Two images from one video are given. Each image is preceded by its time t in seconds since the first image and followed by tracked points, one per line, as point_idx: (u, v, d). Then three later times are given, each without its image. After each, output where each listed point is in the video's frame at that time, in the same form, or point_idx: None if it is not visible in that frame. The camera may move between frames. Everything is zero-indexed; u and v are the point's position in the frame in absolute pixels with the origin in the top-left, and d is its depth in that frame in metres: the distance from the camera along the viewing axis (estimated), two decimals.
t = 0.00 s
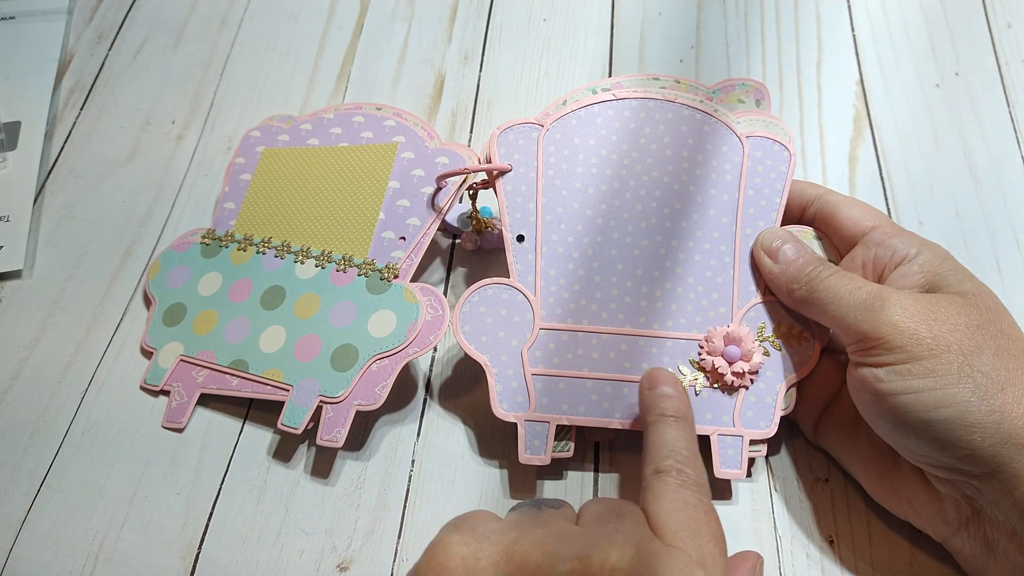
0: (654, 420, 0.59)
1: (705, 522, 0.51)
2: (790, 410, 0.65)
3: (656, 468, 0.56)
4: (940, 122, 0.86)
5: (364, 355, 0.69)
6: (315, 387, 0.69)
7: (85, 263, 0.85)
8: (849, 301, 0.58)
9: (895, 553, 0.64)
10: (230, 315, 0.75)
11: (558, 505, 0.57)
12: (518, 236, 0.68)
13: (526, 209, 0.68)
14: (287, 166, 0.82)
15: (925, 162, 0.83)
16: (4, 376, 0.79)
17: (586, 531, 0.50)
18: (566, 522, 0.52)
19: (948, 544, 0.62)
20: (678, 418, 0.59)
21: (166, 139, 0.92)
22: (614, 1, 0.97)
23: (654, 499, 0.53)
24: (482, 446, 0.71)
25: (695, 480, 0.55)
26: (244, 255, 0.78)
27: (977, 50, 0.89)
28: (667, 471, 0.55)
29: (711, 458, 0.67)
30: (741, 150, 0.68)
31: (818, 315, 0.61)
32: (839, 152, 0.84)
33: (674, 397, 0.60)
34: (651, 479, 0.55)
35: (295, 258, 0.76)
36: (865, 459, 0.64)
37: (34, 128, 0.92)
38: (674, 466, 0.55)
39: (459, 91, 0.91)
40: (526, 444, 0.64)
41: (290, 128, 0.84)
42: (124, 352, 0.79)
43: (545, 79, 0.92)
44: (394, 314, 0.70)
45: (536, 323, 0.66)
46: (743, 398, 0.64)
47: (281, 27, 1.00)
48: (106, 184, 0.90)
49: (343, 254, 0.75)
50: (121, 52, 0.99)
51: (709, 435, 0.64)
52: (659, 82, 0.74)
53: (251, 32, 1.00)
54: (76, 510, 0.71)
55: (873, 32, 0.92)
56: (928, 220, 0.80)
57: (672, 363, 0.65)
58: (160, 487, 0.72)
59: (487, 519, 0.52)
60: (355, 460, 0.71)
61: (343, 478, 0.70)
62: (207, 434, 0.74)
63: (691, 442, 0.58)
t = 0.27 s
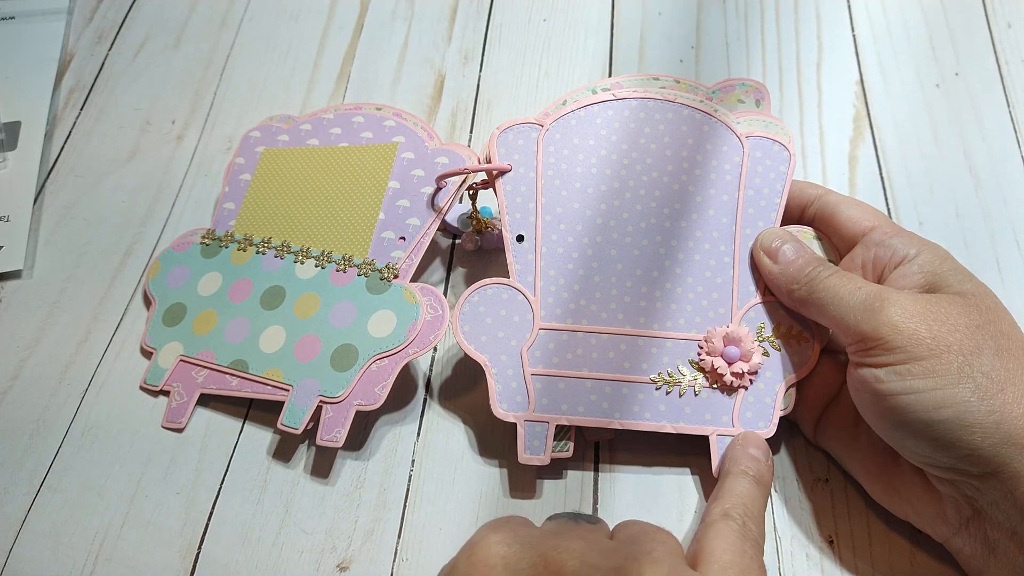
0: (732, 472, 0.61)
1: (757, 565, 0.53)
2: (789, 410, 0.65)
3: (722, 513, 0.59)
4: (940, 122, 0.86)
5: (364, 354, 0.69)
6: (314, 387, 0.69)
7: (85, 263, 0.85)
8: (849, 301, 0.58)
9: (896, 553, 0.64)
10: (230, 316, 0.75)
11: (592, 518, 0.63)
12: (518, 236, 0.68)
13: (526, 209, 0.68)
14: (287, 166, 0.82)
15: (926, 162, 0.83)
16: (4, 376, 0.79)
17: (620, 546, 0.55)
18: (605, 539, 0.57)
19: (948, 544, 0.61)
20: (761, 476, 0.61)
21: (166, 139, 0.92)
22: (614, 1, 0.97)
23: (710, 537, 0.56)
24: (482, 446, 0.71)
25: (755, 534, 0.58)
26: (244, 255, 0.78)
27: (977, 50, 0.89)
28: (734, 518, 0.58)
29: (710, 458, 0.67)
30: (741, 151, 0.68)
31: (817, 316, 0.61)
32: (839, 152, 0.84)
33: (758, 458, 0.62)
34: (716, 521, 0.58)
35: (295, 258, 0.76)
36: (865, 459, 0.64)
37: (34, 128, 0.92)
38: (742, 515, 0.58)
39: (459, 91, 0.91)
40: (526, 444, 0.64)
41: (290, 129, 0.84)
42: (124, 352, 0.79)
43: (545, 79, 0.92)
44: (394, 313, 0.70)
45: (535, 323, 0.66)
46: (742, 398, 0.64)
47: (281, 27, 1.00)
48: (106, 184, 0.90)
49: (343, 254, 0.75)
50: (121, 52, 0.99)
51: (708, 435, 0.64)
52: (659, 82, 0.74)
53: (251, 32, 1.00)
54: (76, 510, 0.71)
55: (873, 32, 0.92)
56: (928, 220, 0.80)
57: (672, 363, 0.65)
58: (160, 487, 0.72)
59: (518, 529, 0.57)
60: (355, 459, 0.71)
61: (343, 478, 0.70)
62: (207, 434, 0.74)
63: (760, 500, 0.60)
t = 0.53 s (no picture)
0: (639, 459, 0.61)
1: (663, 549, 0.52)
2: (788, 410, 0.65)
3: (631, 503, 0.58)
4: (940, 122, 0.86)
5: (364, 354, 0.69)
6: (314, 386, 0.69)
7: (85, 263, 0.85)
8: (848, 302, 0.58)
9: (896, 553, 0.64)
10: (230, 316, 0.75)
11: (516, 519, 0.62)
12: (517, 235, 0.68)
13: (526, 208, 0.68)
14: (287, 166, 0.82)
15: (926, 162, 0.83)
16: (4, 376, 0.79)
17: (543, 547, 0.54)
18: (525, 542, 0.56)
19: (948, 544, 0.61)
20: (664, 460, 0.61)
21: (166, 139, 0.92)
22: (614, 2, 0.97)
23: (621, 527, 0.55)
24: (482, 446, 0.71)
25: (665, 520, 0.57)
26: (244, 255, 0.78)
27: (977, 50, 0.89)
28: (640, 506, 0.57)
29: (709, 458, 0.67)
30: (741, 151, 0.68)
31: (817, 316, 0.61)
32: (839, 152, 0.84)
33: (663, 441, 0.62)
34: (625, 511, 0.57)
35: (295, 258, 0.76)
36: (865, 459, 0.64)
37: (34, 127, 0.92)
38: (648, 502, 0.58)
39: (459, 91, 0.91)
40: (524, 443, 0.64)
41: (290, 129, 0.85)
42: (124, 352, 0.79)
43: (546, 79, 0.92)
44: (394, 312, 0.70)
45: (534, 323, 0.66)
46: (741, 398, 0.64)
47: (281, 27, 1.00)
48: (106, 184, 0.90)
49: (343, 254, 0.75)
50: (121, 52, 0.99)
51: (707, 435, 0.64)
52: (660, 82, 0.74)
53: (251, 32, 1.00)
54: (76, 510, 0.71)
55: (873, 32, 0.92)
56: (928, 220, 0.80)
57: (670, 363, 0.65)
58: (160, 487, 0.72)
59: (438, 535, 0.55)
60: (355, 459, 0.71)
61: (343, 478, 0.70)
62: (207, 434, 0.74)
63: (669, 485, 0.60)
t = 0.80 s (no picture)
0: (534, 455, 0.62)
1: (554, 552, 0.55)
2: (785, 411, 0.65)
3: (520, 502, 0.60)
4: (940, 122, 0.86)
5: (363, 353, 0.69)
6: (313, 385, 0.69)
7: (85, 263, 0.85)
8: (847, 303, 0.58)
9: (896, 553, 0.64)
10: (230, 316, 0.75)
11: (412, 532, 0.59)
12: (516, 235, 0.68)
13: (526, 208, 0.68)
14: (287, 166, 0.82)
15: (926, 162, 0.83)
16: (4, 376, 0.79)
17: (432, 562, 0.52)
18: (417, 556, 0.54)
19: (948, 544, 0.62)
20: (560, 455, 0.62)
21: (166, 139, 0.92)
22: (614, 1, 0.97)
23: (511, 530, 0.57)
24: (482, 446, 0.71)
25: (557, 514, 0.59)
26: (244, 255, 0.78)
27: (977, 50, 0.89)
28: (531, 504, 0.59)
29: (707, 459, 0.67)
30: (740, 151, 0.68)
31: (817, 317, 0.61)
32: (839, 152, 0.84)
33: (559, 434, 0.62)
34: (514, 512, 0.59)
35: (295, 258, 0.76)
36: (864, 460, 0.64)
37: (34, 127, 0.92)
38: (538, 500, 0.59)
39: (459, 91, 0.91)
40: (521, 442, 0.64)
41: (291, 130, 0.85)
42: (124, 352, 0.79)
43: (545, 79, 0.92)
44: (393, 312, 0.70)
45: (532, 322, 0.66)
46: (739, 399, 0.64)
47: (280, 26, 1.00)
48: (105, 184, 0.90)
49: (342, 254, 0.75)
50: (121, 52, 0.99)
51: (703, 435, 0.64)
52: (660, 83, 0.74)
53: (251, 32, 1.00)
54: (76, 510, 0.71)
55: (873, 32, 0.92)
56: (928, 220, 0.80)
57: (668, 363, 0.65)
58: (160, 487, 0.72)
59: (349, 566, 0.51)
60: (354, 460, 0.71)
61: (343, 478, 0.70)
62: (207, 434, 0.74)
63: (568, 477, 0.61)
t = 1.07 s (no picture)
0: (512, 468, 0.63)
1: (528, 559, 0.55)
2: (786, 411, 0.65)
3: (497, 511, 0.60)
4: (940, 122, 0.86)
5: (364, 355, 0.69)
6: (314, 387, 0.69)
7: (85, 263, 0.85)
8: (848, 303, 0.58)
9: (895, 553, 0.64)
10: (230, 317, 0.75)
11: (387, 537, 0.60)
12: (517, 235, 0.68)
13: (526, 209, 0.68)
14: (287, 166, 0.82)
15: (925, 162, 0.83)
16: (4, 376, 0.79)
17: (406, 566, 0.52)
18: (390, 562, 0.54)
19: (948, 544, 0.62)
20: (538, 467, 0.62)
21: (166, 139, 0.92)
22: (614, 1, 0.97)
23: (488, 535, 0.57)
24: (482, 446, 0.71)
25: (534, 523, 0.59)
26: (245, 256, 0.78)
27: (977, 50, 0.89)
28: (507, 513, 0.60)
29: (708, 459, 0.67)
30: (741, 152, 0.68)
31: (817, 317, 0.61)
32: (839, 152, 0.84)
33: (537, 449, 0.63)
34: (492, 520, 0.59)
35: (295, 259, 0.76)
36: (865, 460, 0.64)
37: (34, 127, 0.92)
38: (516, 509, 0.60)
39: (459, 90, 0.91)
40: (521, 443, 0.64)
41: (291, 130, 0.85)
42: (124, 352, 0.79)
43: (546, 78, 0.92)
44: (395, 314, 0.70)
45: (532, 323, 0.66)
46: (739, 399, 0.64)
47: (280, 27, 1.00)
48: (105, 184, 0.90)
49: (343, 255, 0.75)
50: (120, 52, 0.99)
51: (704, 435, 0.64)
52: (660, 83, 0.74)
53: (251, 32, 1.00)
54: (76, 510, 0.71)
55: (873, 32, 0.92)
56: (928, 220, 0.80)
57: (668, 364, 0.65)
58: (160, 487, 0.72)
59: None
60: (355, 460, 0.71)
61: (343, 478, 0.70)
62: (207, 434, 0.74)
63: (544, 487, 0.62)
